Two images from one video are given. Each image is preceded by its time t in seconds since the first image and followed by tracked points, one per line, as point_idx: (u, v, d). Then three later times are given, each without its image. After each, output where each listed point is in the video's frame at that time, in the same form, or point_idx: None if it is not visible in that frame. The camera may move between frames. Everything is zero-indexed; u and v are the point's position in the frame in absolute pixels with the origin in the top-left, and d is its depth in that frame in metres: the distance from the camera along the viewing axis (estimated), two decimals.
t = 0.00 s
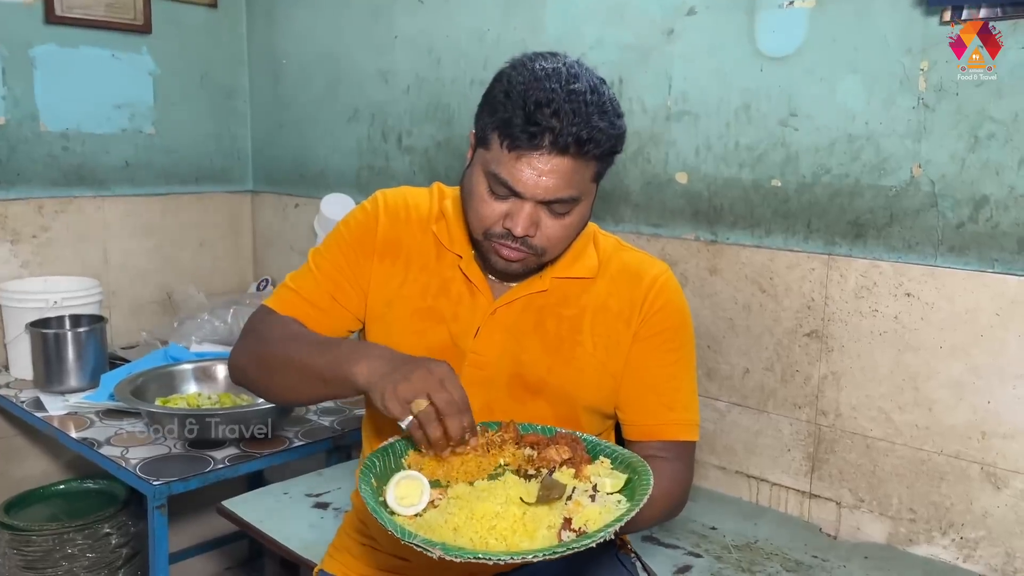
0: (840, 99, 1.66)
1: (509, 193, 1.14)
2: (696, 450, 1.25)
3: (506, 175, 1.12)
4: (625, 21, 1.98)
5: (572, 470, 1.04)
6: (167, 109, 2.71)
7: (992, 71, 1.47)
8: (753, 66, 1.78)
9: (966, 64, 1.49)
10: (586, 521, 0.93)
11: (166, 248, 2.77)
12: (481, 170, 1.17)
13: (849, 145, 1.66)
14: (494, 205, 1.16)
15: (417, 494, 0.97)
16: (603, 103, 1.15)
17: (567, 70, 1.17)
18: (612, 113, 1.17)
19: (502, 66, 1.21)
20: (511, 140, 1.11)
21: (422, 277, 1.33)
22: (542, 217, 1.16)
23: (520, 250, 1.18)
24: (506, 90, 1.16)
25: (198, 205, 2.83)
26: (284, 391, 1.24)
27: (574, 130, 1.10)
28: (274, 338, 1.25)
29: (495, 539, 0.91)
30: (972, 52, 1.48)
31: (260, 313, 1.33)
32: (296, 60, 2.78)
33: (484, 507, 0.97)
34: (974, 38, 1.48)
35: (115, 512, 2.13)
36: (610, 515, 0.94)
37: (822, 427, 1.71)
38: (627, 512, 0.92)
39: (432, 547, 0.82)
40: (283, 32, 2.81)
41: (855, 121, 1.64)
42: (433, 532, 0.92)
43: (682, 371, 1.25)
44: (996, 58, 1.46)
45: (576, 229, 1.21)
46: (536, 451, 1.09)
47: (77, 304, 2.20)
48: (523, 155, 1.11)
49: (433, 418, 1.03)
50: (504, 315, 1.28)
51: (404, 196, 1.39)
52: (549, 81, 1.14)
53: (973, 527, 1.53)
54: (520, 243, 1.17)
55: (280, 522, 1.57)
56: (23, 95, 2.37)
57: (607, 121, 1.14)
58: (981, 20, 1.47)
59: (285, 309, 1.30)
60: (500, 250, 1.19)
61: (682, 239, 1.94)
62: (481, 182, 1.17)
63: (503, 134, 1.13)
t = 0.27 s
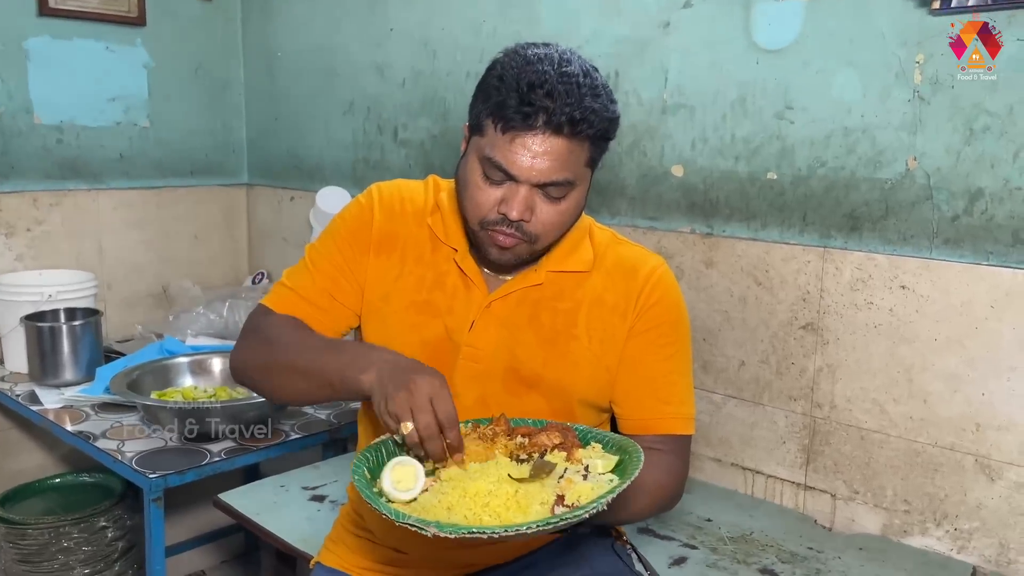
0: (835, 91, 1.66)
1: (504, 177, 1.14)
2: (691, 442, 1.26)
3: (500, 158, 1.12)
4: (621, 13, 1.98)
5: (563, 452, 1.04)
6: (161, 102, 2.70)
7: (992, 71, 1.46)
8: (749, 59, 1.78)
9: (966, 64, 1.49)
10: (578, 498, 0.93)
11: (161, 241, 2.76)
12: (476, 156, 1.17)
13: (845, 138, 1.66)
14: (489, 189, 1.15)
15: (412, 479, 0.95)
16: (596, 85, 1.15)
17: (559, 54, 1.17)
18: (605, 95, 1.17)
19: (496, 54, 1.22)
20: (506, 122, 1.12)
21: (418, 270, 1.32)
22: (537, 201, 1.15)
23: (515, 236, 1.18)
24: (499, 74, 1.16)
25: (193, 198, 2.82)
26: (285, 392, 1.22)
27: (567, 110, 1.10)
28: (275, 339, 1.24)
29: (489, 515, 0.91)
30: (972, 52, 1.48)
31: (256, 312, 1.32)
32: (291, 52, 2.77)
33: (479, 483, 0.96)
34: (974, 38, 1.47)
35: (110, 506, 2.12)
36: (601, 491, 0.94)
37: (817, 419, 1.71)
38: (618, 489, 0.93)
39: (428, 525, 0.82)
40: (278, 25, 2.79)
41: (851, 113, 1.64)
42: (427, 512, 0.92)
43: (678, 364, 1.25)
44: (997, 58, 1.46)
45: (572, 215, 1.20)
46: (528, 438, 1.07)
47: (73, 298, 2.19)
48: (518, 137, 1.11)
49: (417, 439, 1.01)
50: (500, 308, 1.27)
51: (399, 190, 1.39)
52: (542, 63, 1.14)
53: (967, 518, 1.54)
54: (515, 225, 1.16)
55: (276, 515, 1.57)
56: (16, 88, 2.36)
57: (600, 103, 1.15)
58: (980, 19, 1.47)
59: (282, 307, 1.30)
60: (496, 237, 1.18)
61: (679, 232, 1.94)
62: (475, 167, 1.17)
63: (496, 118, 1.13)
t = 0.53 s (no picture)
0: (844, 70, 1.65)
1: (517, 150, 1.13)
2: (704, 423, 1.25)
3: (514, 131, 1.12)
4: None
5: (579, 424, 1.04)
6: (159, 81, 2.67)
7: (992, 71, 1.47)
8: (757, 37, 1.77)
9: (965, 65, 1.49)
10: (596, 463, 0.93)
11: (161, 222, 2.74)
12: (489, 130, 1.16)
13: (853, 118, 1.65)
14: (502, 163, 1.14)
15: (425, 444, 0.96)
16: (611, 59, 1.14)
17: (575, 28, 1.16)
18: (621, 70, 1.16)
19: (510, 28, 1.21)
20: (520, 94, 1.11)
21: (429, 252, 1.31)
22: (550, 176, 1.14)
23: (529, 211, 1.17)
24: (514, 47, 1.15)
25: (192, 178, 2.80)
26: (314, 376, 1.23)
27: (583, 83, 1.09)
28: (290, 324, 1.24)
29: (508, 478, 0.91)
30: (971, 52, 1.49)
31: (268, 302, 1.31)
32: (290, 31, 2.74)
33: (498, 446, 0.96)
34: (973, 39, 1.48)
35: (114, 486, 2.12)
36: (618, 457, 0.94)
37: (822, 399, 1.71)
38: (636, 453, 0.93)
39: (447, 487, 0.83)
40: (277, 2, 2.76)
41: (860, 93, 1.63)
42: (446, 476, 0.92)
43: (691, 345, 1.24)
44: (996, 58, 1.47)
45: (585, 192, 1.19)
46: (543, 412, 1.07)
47: (73, 278, 2.18)
48: (532, 109, 1.11)
49: (442, 395, 1.01)
50: (512, 289, 1.26)
51: (408, 172, 1.38)
52: (557, 36, 1.13)
53: (972, 498, 1.54)
54: (528, 200, 1.15)
55: (284, 495, 1.57)
56: (13, 66, 2.33)
57: (616, 78, 1.14)
58: (980, 20, 1.47)
59: (296, 295, 1.29)
60: (508, 212, 1.17)
61: (684, 212, 1.93)
62: (489, 140, 1.16)
63: (511, 90, 1.12)
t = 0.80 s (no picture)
0: (873, 28, 1.57)
1: (544, 104, 1.08)
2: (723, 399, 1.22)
3: (541, 83, 1.07)
4: None
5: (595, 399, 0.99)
6: (160, 39, 2.59)
7: (992, 71, 1.46)
8: None
9: (965, 64, 1.47)
10: (629, 440, 0.90)
11: (164, 184, 2.69)
12: (514, 83, 1.11)
13: (882, 79, 1.58)
14: (527, 118, 1.09)
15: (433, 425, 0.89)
16: (647, 14, 1.09)
17: None
18: (656, 26, 1.11)
19: None
20: (550, 44, 1.06)
21: (449, 219, 1.24)
22: (576, 134, 1.09)
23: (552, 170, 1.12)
24: None
25: (196, 139, 2.74)
26: (347, 362, 1.14)
27: (616, 36, 1.05)
28: (317, 304, 1.15)
29: (545, 463, 0.87)
30: (971, 52, 1.47)
31: (295, 282, 1.23)
32: None
33: (527, 428, 0.91)
34: (973, 38, 1.46)
35: (121, 452, 2.12)
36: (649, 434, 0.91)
37: (842, 369, 1.67)
38: (667, 429, 0.91)
39: (487, 475, 0.78)
40: None
41: (889, 52, 1.56)
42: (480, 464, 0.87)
43: (714, 319, 1.20)
44: (996, 58, 1.45)
45: (611, 155, 1.14)
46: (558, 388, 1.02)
47: (75, 242, 2.14)
48: (562, 60, 1.06)
49: (437, 382, 0.92)
50: (532, 258, 1.21)
51: (426, 133, 1.30)
52: None
53: (995, 470, 1.51)
54: (551, 157, 1.10)
55: (294, 464, 1.54)
56: (10, 23, 2.26)
57: (650, 33, 1.09)
58: (980, 19, 1.46)
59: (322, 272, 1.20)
60: (530, 170, 1.12)
61: (703, 176, 1.88)
62: (514, 93, 1.11)
63: (541, 41, 1.07)
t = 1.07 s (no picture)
0: None
1: (561, 30, 0.92)
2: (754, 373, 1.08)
3: (559, 4, 0.90)
4: None
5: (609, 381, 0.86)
6: None
7: (992, 71, 1.35)
8: None
9: (965, 62, 1.37)
10: (650, 432, 0.78)
11: (156, 120, 2.54)
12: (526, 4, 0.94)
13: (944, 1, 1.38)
14: (540, 45, 0.93)
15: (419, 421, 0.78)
16: None
17: None
18: None
19: None
20: None
21: (449, 163, 1.08)
22: (598, 65, 0.93)
23: (569, 108, 0.96)
24: None
25: (189, 72, 2.57)
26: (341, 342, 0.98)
27: None
28: (308, 271, 0.99)
29: (551, 462, 0.73)
30: (971, 51, 1.36)
31: (282, 244, 1.07)
32: None
33: (530, 418, 0.78)
34: (974, 37, 1.36)
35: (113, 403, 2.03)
36: (672, 424, 0.79)
37: (884, 328, 1.52)
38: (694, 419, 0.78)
39: (480, 481, 0.66)
40: None
41: None
42: (474, 464, 0.73)
43: (749, 283, 1.05)
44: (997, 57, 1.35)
45: (638, 91, 0.98)
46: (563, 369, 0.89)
47: (58, 182, 2.01)
48: None
49: (432, 389, 0.80)
50: (542, 211, 1.05)
51: (422, 62, 1.12)
52: None
53: None
54: (569, 92, 0.94)
55: (283, 427, 1.42)
56: None
57: None
58: (981, 18, 1.35)
59: (310, 230, 1.04)
60: (544, 108, 0.96)
61: (733, 113, 1.69)
62: (526, 16, 0.94)
63: None
